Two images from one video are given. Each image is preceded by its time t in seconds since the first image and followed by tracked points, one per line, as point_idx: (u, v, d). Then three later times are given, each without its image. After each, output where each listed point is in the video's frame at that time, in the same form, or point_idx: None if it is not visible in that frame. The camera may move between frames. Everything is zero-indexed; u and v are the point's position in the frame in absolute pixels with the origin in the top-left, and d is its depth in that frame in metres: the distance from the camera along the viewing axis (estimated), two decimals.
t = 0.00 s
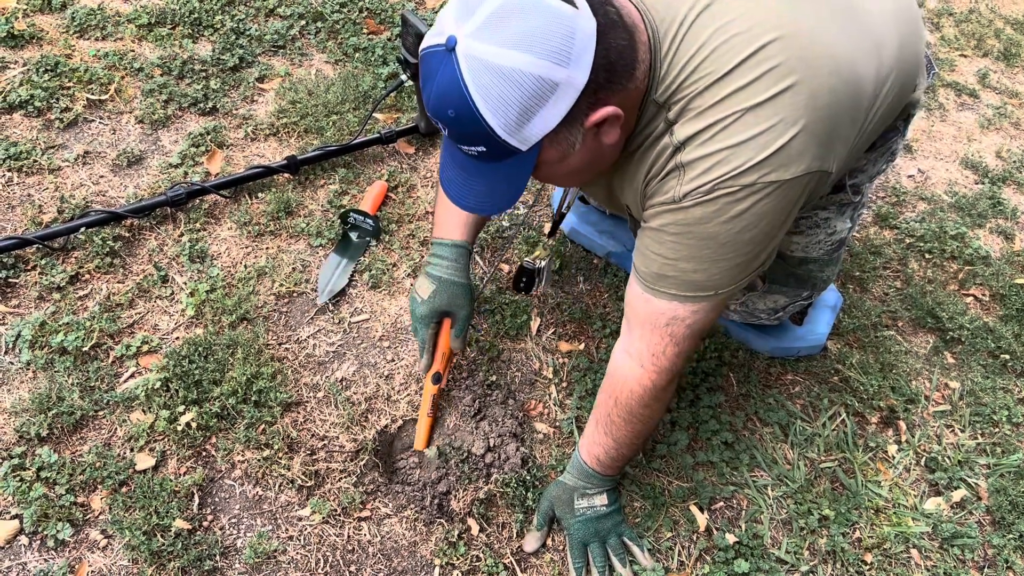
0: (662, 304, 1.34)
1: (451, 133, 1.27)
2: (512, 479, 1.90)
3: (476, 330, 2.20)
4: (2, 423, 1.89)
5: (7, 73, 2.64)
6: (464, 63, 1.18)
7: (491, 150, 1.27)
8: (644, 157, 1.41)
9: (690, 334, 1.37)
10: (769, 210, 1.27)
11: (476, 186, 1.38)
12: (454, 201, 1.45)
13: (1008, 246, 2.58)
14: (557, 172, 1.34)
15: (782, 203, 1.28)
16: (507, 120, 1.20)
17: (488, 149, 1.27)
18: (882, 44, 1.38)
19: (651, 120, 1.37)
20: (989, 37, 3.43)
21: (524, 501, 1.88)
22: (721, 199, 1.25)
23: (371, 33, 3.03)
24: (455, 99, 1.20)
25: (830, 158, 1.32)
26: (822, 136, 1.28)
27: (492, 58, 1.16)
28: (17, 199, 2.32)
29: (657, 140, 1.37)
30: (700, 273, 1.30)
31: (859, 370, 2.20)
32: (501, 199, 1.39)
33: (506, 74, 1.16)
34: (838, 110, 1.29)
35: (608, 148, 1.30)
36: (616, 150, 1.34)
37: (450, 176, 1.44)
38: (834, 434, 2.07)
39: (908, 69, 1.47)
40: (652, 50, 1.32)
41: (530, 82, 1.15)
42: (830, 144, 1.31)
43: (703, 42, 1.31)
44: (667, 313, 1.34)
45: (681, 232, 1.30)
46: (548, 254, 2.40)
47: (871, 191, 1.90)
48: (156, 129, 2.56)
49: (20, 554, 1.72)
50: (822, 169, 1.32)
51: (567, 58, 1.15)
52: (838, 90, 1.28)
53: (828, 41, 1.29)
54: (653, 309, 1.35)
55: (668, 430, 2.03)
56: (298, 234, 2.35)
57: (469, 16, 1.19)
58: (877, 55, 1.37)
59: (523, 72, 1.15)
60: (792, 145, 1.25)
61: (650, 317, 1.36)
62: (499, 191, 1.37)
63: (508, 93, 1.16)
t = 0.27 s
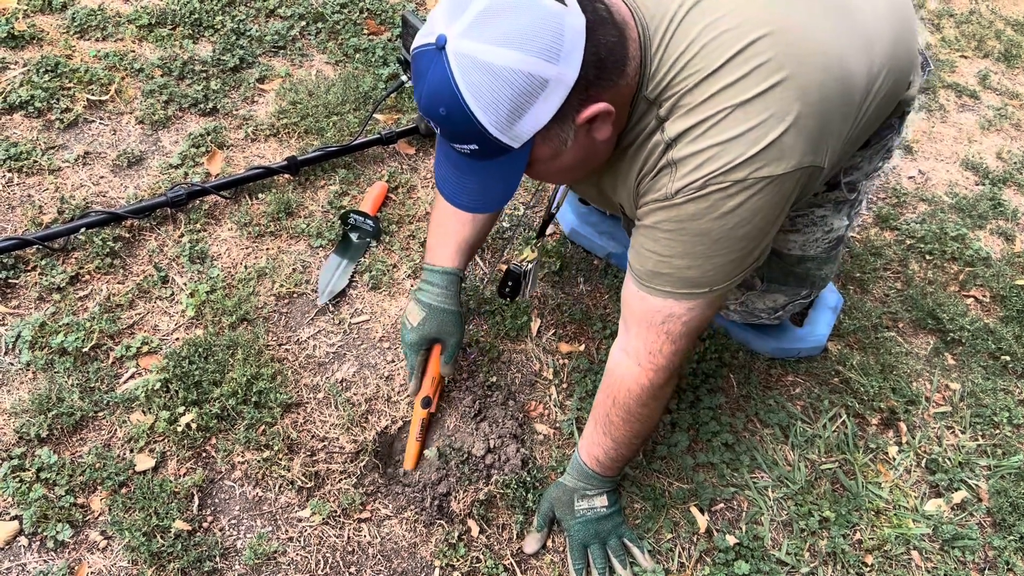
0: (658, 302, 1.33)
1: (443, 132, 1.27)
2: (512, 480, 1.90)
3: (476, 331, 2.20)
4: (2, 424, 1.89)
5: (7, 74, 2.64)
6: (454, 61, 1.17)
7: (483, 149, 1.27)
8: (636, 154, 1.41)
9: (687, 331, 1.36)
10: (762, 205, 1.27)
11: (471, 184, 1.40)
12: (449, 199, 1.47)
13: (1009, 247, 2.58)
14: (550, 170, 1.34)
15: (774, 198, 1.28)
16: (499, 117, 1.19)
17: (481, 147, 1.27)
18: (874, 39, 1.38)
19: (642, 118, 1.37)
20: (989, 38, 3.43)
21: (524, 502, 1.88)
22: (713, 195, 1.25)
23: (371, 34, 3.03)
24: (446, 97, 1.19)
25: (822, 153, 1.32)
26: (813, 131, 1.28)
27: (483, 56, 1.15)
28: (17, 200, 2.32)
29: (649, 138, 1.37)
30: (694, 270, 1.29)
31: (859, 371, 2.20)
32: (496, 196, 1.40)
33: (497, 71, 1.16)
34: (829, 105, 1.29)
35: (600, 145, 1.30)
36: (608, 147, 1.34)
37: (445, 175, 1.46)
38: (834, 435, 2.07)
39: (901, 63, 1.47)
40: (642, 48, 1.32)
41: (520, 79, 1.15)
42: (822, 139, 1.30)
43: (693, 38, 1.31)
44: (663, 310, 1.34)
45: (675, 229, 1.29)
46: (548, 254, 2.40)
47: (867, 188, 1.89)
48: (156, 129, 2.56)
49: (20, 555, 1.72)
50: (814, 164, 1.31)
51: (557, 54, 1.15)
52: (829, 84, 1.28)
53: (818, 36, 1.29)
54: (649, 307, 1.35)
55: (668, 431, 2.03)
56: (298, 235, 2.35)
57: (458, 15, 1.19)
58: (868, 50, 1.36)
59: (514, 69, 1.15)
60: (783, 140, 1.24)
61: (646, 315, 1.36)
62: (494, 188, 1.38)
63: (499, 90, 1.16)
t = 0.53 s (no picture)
0: (665, 304, 1.34)
1: (450, 133, 1.27)
2: (512, 482, 1.90)
3: (476, 333, 2.20)
4: (2, 426, 1.89)
5: (7, 76, 2.64)
6: (460, 62, 1.18)
7: (490, 149, 1.27)
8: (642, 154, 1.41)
9: (691, 333, 1.37)
10: (768, 205, 1.27)
11: (476, 185, 1.39)
12: (455, 201, 1.45)
13: (1009, 249, 2.58)
14: (556, 170, 1.34)
15: (781, 197, 1.28)
16: (506, 118, 1.20)
17: (488, 148, 1.27)
18: (874, 33, 1.38)
19: (648, 118, 1.37)
20: (989, 39, 3.43)
21: (524, 504, 1.87)
22: (720, 196, 1.25)
23: (372, 35, 3.03)
24: (453, 98, 1.20)
25: (826, 149, 1.32)
26: (818, 128, 1.28)
27: (489, 57, 1.16)
28: (17, 202, 2.32)
29: (655, 138, 1.37)
30: (701, 271, 1.29)
31: (860, 373, 2.19)
32: (501, 198, 1.39)
33: (503, 72, 1.16)
34: (833, 103, 1.29)
35: (607, 144, 1.30)
36: (613, 147, 1.34)
37: (450, 176, 1.44)
38: (834, 437, 2.07)
39: (900, 57, 1.47)
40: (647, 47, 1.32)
41: (527, 80, 1.15)
42: (826, 137, 1.31)
43: (697, 38, 1.31)
44: (669, 312, 1.34)
45: (682, 231, 1.29)
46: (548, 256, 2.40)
47: (860, 180, 1.89)
48: (156, 131, 2.56)
49: (20, 558, 1.72)
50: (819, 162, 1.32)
51: (563, 54, 1.15)
52: (833, 82, 1.28)
53: (821, 33, 1.29)
54: (655, 309, 1.35)
55: (668, 434, 2.03)
56: (298, 236, 2.35)
57: (464, 16, 1.19)
58: (869, 44, 1.37)
59: (520, 70, 1.15)
60: (788, 139, 1.24)
61: (652, 317, 1.36)
62: (499, 190, 1.37)
63: (506, 91, 1.17)
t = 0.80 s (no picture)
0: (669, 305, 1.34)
1: (464, 113, 1.27)
2: (512, 484, 1.90)
3: (476, 335, 2.20)
4: (2, 428, 1.89)
5: (7, 78, 2.64)
6: (477, 42, 1.17)
7: (503, 131, 1.27)
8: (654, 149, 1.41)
9: (695, 337, 1.37)
10: (776, 209, 1.26)
11: (488, 167, 1.39)
12: (468, 182, 1.45)
13: (1008, 251, 2.58)
14: (568, 156, 1.34)
15: (788, 202, 1.27)
16: (519, 101, 1.19)
17: (501, 130, 1.27)
18: (893, 43, 1.37)
19: (661, 113, 1.37)
20: (989, 41, 3.43)
21: (523, 506, 1.87)
22: (727, 199, 1.25)
23: (371, 37, 3.04)
24: (469, 76, 1.20)
25: (836, 157, 1.31)
26: (829, 135, 1.27)
27: (506, 38, 1.15)
28: (17, 204, 2.32)
29: (668, 135, 1.37)
30: (708, 274, 1.29)
31: (859, 375, 2.19)
32: (513, 181, 1.39)
33: (521, 52, 1.15)
34: (845, 109, 1.28)
35: (620, 134, 1.30)
36: (627, 135, 1.33)
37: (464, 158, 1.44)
38: (834, 439, 2.07)
39: (919, 69, 1.46)
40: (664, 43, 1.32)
41: (543, 62, 1.14)
42: (835, 143, 1.30)
43: (713, 37, 1.31)
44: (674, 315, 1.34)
45: (689, 233, 1.29)
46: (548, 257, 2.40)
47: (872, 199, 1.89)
48: (156, 133, 2.56)
49: (19, 560, 1.72)
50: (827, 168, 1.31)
51: (580, 38, 1.14)
52: (846, 88, 1.27)
53: (836, 39, 1.28)
54: (661, 311, 1.35)
55: (668, 435, 2.03)
56: (297, 238, 2.35)
57: None
58: (887, 54, 1.36)
59: (537, 53, 1.14)
60: (798, 143, 1.24)
61: (658, 319, 1.36)
62: (510, 172, 1.37)
63: (522, 72, 1.16)
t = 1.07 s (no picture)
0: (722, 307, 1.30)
1: (476, 65, 1.24)
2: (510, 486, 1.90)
3: (474, 336, 2.20)
4: None
5: (5, 79, 2.64)
6: None
7: (513, 88, 1.24)
8: (668, 137, 1.41)
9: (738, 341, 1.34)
10: (798, 206, 1.23)
11: (497, 128, 1.36)
12: (476, 140, 1.43)
13: (1007, 252, 2.58)
14: (576, 124, 1.31)
15: (807, 199, 1.25)
16: (532, 55, 1.16)
17: (511, 86, 1.24)
18: (913, 52, 1.37)
19: (674, 98, 1.37)
20: (987, 43, 3.44)
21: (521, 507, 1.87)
22: (751, 193, 1.22)
23: (370, 39, 3.04)
24: (483, 26, 1.16)
25: (849, 158, 1.30)
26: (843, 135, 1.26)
27: None
28: (15, 205, 2.32)
29: (681, 125, 1.37)
30: (737, 272, 1.26)
31: (858, 377, 2.19)
32: (520, 143, 1.36)
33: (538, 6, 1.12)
34: (860, 110, 1.28)
35: (630, 105, 1.28)
36: (638, 108, 1.31)
37: (474, 117, 1.41)
38: (832, 441, 2.07)
39: (940, 80, 1.46)
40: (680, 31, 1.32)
41: (559, 18, 1.12)
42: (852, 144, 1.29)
43: (728, 33, 1.31)
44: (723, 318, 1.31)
45: (721, 229, 1.26)
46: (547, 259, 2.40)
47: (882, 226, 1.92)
48: (155, 135, 2.56)
49: (17, 562, 1.72)
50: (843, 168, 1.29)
51: None
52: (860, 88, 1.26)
53: (851, 40, 1.28)
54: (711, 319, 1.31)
55: (666, 437, 2.03)
56: (296, 240, 2.35)
57: None
58: (905, 61, 1.35)
59: (554, 8, 1.12)
60: (813, 139, 1.22)
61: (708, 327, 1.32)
62: (518, 134, 1.34)
63: (537, 27, 1.13)
